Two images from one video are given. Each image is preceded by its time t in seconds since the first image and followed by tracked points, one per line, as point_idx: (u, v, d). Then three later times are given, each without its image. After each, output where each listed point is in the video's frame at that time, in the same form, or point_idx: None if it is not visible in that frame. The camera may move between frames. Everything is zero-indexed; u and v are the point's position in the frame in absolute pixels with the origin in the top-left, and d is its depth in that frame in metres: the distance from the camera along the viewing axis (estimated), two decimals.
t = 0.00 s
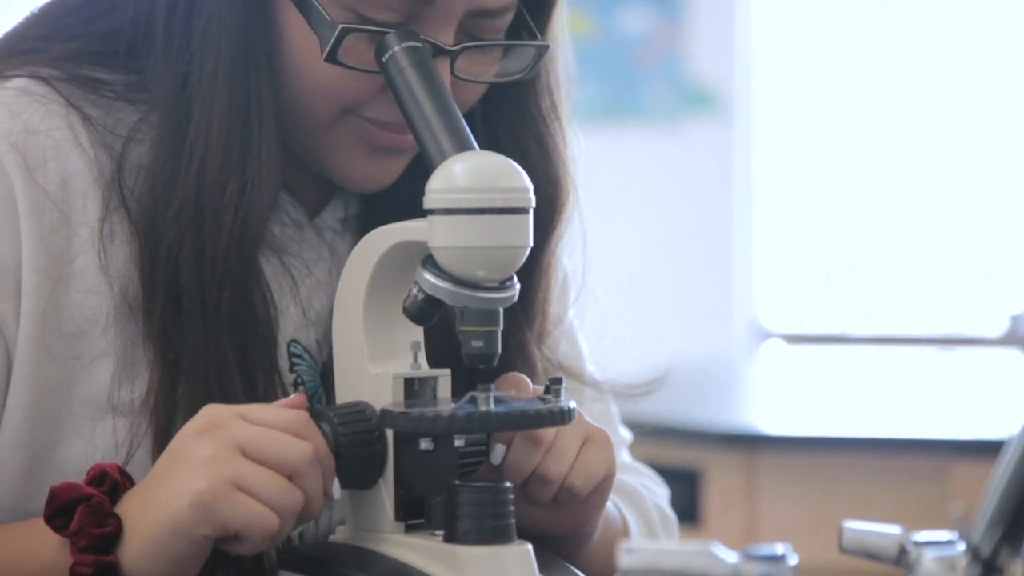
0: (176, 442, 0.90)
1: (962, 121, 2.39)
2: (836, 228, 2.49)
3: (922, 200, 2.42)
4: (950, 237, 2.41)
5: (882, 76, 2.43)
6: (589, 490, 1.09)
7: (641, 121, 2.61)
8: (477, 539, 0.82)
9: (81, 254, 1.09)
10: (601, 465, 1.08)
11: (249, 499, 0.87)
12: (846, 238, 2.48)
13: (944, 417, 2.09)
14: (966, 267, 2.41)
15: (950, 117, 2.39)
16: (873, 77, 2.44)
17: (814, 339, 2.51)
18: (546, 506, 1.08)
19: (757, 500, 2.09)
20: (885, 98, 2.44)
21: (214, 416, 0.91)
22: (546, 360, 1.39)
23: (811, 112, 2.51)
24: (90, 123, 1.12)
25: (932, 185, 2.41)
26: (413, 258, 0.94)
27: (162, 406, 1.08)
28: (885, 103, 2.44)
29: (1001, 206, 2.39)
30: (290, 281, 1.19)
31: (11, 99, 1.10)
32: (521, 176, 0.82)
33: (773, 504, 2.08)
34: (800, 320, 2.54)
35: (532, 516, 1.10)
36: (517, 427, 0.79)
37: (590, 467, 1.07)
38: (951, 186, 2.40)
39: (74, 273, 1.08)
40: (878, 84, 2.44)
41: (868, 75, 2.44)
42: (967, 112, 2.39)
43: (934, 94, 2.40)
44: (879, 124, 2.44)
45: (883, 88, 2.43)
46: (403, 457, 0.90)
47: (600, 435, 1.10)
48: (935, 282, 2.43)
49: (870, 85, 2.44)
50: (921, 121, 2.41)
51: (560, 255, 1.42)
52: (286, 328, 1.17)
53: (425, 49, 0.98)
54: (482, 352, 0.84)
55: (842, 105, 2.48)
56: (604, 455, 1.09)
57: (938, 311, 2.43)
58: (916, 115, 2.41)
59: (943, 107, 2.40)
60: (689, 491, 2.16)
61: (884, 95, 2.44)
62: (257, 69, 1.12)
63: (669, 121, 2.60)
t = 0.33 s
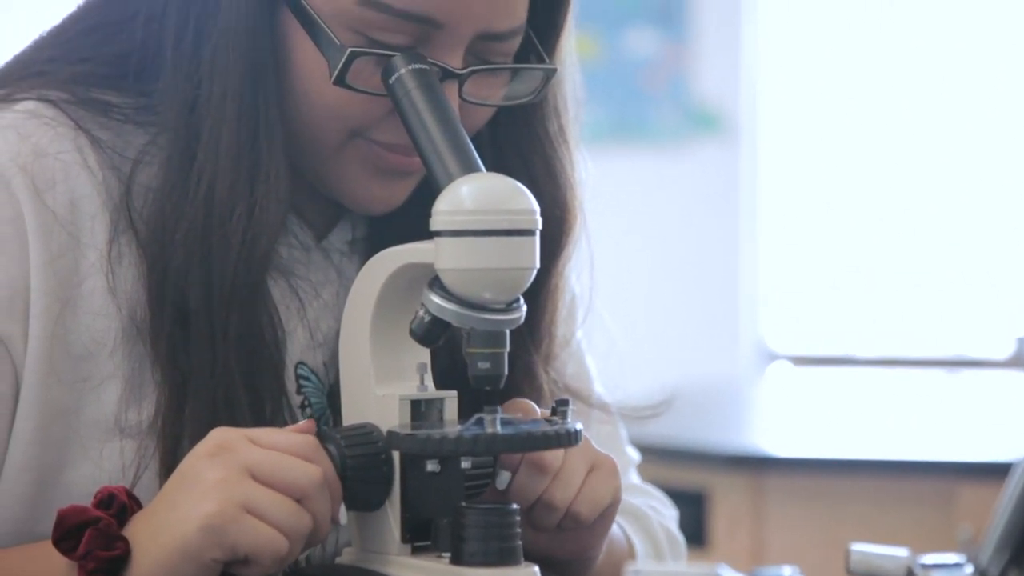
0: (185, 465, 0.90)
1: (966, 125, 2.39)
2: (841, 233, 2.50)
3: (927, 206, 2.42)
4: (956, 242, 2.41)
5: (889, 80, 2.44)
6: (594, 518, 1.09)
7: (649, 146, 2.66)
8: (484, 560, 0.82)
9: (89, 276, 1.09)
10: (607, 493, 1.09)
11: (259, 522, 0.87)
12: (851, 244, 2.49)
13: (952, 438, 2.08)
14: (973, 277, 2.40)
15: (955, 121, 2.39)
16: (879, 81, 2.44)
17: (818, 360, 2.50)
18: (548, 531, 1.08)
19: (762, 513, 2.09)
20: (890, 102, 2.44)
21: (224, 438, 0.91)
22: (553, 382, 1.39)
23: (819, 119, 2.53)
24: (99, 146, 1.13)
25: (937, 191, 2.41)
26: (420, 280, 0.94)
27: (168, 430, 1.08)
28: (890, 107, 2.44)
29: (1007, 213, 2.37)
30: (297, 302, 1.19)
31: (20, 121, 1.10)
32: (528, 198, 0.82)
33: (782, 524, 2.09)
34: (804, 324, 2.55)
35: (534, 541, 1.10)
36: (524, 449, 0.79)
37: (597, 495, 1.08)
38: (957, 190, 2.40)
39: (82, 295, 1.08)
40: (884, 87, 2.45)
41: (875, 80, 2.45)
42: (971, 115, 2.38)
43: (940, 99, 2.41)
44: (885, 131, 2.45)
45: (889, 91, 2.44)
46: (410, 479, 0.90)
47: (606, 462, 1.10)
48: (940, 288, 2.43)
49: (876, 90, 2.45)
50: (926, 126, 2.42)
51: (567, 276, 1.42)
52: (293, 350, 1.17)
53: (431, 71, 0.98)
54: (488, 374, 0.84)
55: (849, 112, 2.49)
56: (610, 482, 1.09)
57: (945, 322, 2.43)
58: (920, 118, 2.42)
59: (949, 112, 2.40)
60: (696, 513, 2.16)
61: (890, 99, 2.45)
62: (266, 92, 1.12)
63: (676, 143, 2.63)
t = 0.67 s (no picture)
0: (195, 484, 0.90)
1: (971, 129, 2.38)
2: (846, 236, 2.49)
3: (932, 212, 2.42)
4: (962, 242, 2.40)
5: (893, 85, 2.43)
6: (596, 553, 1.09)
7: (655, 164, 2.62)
8: None
9: (97, 294, 1.09)
10: (613, 531, 1.08)
11: (267, 540, 0.87)
12: (856, 247, 2.48)
13: (960, 456, 2.07)
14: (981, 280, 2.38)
15: (959, 125, 2.39)
16: (884, 85, 2.43)
17: (830, 377, 2.54)
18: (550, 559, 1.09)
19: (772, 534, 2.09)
20: (895, 107, 2.44)
21: (233, 457, 0.91)
22: (562, 401, 1.38)
23: (823, 121, 2.50)
24: (108, 164, 1.13)
25: (943, 196, 2.41)
26: (430, 298, 0.94)
27: (178, 448, 1.08)
28: (896, 111, 2.44)
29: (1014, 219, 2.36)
30: (305, 319, 1.19)
31: (29, 140, 1.10)
32: (536, 216, 0.83)
33: (792, 543, 2.07)
34: (811, 326, 2.53)
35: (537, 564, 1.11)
36: (533, 467, 0.79)
37: (602, 531, 1.07)
38: (962, 195, 2.40)
39: (90, 313, 1.09)
40: (889, 92, 2.44)
41: (879, 86, 2.44)
42: (974, 119, 2.38)
43: (946, 103, 2.40)
44: (891, 138, 2.44)
45: (893, 96, 2.44)
46: (419, 497, 0.90)
47: (617, 497, 1.10)
48: (948, 293, 2.40)
49: (882, 94, 2.44)
50: (930, 131, 2.41)
51: (575, 294, 1.42)
52: (301, 367, 1.18)
53: (440, 90, 0.99)
54: (497, 393, 0.83)
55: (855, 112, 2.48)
56: (617, 520, 1.09)
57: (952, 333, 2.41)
58: (925, 119, 2.41)
59: (953, 117, 2.39)
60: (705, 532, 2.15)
61: (895, 103, 2.44)
62: (274, 109, 1.13)
63: (680, 161, 2.59)
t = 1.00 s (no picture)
0: (203, 501, 0.90)
1: (978, 136, 2.41)
2: (857, 247, 2.49)
3: (941, 222, 2.43)
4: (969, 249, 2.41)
5: (902, 92, 2.46)
6: None
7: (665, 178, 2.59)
8: None
9: (108, 310, 1.09)
10: None
11: (277, 556, 0.87)
12: (865, 259, 2.48)
13: (971, 473, 2.07)
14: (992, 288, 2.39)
15: (967, 131, 2.42)
16: (893, 93, 2.46)
17: (842, 394, 2.53)
18: None
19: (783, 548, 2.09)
20: (904, 111, 2.45)
21: (243, 474, 0.91)
22: (573, 417, 1.38)
23: (830, 133, 2.52)
24: (119, 180, 1.14)
25: (952, 206, 2.42)
26: (440, 313, 0.94)
27: (188, 465, 1.09)
28: (904, 115, 2.45)
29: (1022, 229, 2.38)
30: (315, 336, 1.20)
31: (40, 157, 1.10)
32: (546, 233, 0.83)
33: (805, 555, 2.07)
34: (817, 335, 2.53)
35: None
36: (542, 484, 0.79)
37: None
38: (971, 206, 2.41)
39: (101, 328, 1.09)
40: (898, 99, 2.46)
41: (889, 92, 2.47)
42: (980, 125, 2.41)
43: (952, 111, 2.42)
44: (900, 146, 2.46)
45: (903, 103, 2.46)
46: (429, 514, 0.89)
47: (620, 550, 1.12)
48: (958, 300, 2.42)
49: (891, 102, 2.46)
50: (939, 137, 2.43)
51: (585, 311, 1.42)
52: (311, 384, 1.18)
53: (449, 106, 0.99)
54: (507, 409, 0.84)
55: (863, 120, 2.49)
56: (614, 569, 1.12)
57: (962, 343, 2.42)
58: (936, 127, 2.43)
59: (961, 124, 2.42)
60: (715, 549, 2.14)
61: (904, 109, 2.46)
62: (285, 125, 1.13)
63: (690, 178, 2.57)
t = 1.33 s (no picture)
0: (211, 517, 0.90)
1: (988, 126, 2.40)
2: (865, 236, 2.49)
3: (948, 213, 2.43)
4: (976, 248, 2.42)
5: (914, 85, 2.45)
6: None
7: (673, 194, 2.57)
8: None
9: (116, 325, 1.10)
10: None
11: (285, 572, 0.87)
12: (875, 249, 2.48)
13: (982, 488, 2.07)
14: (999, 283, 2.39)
15: (978, 125, 2.41)
16: (903, 87, 2.45)
17: (849, 408, 2.52)
18: None
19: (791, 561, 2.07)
20: (915, 105, 2.44)
21: (250, 490, 0.91)
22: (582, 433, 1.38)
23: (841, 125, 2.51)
24: (126, 196, 1.14)
25: (960, 197, 2.43)
26: (449, 329, 0.95)
27: (197, 479, 1.09)
28: (913, 107, 2.45)
29: None
30: (323, 350, 1.20)
31: (47, 172, 1.10)
32: (553, 248, 0.83)
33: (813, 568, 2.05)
34: (826, 333, 2.52)
35: None
36: (550, 499, 0.79)
37: None
38: (980, 200, 2.41)
39: (109, 343, 1.09)
40: (908, 92, 2.45)
41: (897, 84, 2.46)
42: (991, 117, 2.40)
43: (963, 105, 2.42)
44: (908, 145, 2.45)
45: (913, 96, 2.45)
46: (437, 531, 0.90)
47: None
48: (967, 296, 2.42)
49: (900, 97, 2.45)
50: (948, 133, 2.43)
51: (594, 325, 1.42)
52: (320, 399, 1.18)
53: (457, 123, 0.99)
54: (515, 425, 0.84)
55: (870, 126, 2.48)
56: None
57: (970, 354, 2.42)
58: (945, 125, 2.43)
59: (971, 117, 2.41)
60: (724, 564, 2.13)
61: (914, 103, 2.45)
62: (292, 141, 1.14)
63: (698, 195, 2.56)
